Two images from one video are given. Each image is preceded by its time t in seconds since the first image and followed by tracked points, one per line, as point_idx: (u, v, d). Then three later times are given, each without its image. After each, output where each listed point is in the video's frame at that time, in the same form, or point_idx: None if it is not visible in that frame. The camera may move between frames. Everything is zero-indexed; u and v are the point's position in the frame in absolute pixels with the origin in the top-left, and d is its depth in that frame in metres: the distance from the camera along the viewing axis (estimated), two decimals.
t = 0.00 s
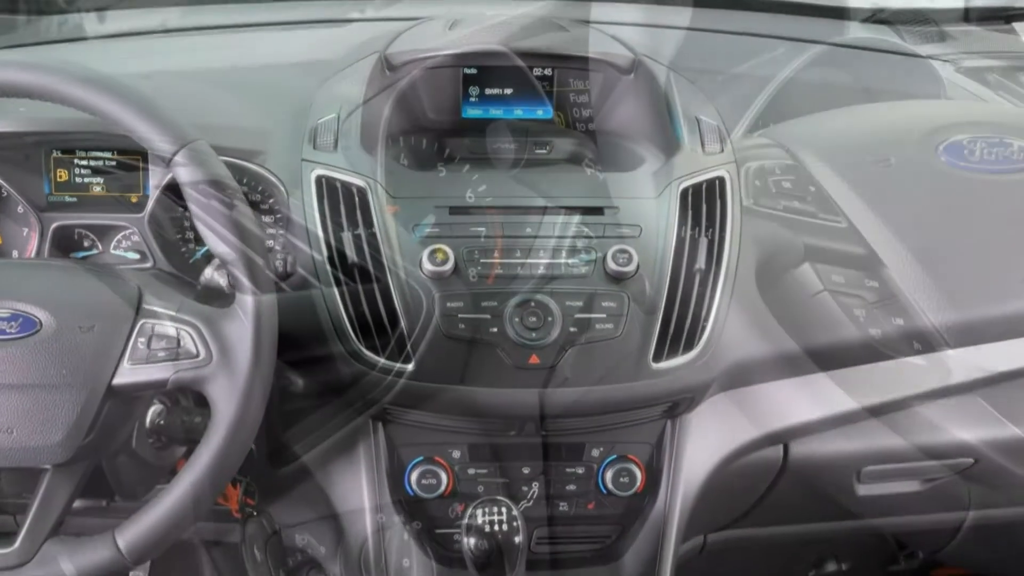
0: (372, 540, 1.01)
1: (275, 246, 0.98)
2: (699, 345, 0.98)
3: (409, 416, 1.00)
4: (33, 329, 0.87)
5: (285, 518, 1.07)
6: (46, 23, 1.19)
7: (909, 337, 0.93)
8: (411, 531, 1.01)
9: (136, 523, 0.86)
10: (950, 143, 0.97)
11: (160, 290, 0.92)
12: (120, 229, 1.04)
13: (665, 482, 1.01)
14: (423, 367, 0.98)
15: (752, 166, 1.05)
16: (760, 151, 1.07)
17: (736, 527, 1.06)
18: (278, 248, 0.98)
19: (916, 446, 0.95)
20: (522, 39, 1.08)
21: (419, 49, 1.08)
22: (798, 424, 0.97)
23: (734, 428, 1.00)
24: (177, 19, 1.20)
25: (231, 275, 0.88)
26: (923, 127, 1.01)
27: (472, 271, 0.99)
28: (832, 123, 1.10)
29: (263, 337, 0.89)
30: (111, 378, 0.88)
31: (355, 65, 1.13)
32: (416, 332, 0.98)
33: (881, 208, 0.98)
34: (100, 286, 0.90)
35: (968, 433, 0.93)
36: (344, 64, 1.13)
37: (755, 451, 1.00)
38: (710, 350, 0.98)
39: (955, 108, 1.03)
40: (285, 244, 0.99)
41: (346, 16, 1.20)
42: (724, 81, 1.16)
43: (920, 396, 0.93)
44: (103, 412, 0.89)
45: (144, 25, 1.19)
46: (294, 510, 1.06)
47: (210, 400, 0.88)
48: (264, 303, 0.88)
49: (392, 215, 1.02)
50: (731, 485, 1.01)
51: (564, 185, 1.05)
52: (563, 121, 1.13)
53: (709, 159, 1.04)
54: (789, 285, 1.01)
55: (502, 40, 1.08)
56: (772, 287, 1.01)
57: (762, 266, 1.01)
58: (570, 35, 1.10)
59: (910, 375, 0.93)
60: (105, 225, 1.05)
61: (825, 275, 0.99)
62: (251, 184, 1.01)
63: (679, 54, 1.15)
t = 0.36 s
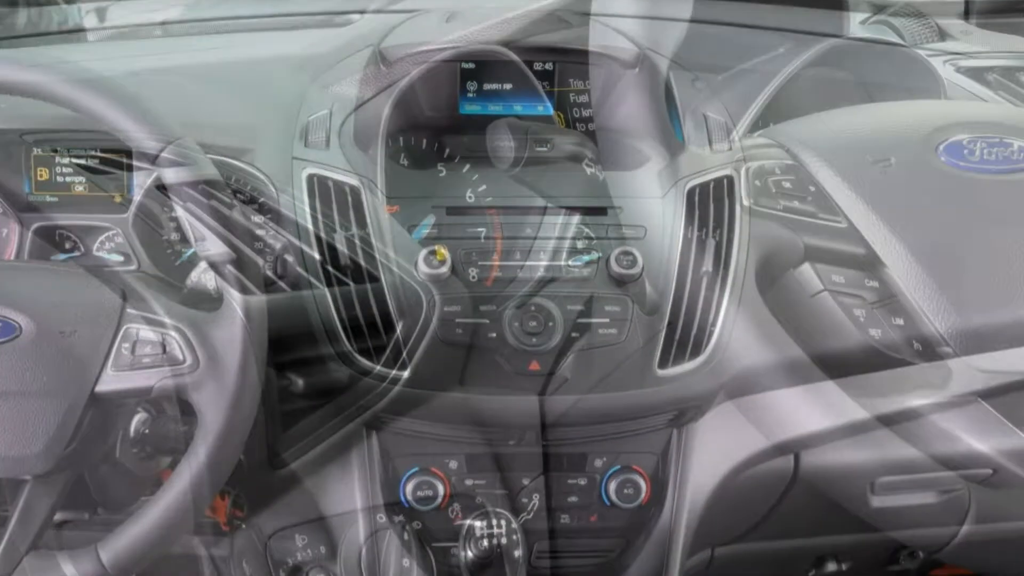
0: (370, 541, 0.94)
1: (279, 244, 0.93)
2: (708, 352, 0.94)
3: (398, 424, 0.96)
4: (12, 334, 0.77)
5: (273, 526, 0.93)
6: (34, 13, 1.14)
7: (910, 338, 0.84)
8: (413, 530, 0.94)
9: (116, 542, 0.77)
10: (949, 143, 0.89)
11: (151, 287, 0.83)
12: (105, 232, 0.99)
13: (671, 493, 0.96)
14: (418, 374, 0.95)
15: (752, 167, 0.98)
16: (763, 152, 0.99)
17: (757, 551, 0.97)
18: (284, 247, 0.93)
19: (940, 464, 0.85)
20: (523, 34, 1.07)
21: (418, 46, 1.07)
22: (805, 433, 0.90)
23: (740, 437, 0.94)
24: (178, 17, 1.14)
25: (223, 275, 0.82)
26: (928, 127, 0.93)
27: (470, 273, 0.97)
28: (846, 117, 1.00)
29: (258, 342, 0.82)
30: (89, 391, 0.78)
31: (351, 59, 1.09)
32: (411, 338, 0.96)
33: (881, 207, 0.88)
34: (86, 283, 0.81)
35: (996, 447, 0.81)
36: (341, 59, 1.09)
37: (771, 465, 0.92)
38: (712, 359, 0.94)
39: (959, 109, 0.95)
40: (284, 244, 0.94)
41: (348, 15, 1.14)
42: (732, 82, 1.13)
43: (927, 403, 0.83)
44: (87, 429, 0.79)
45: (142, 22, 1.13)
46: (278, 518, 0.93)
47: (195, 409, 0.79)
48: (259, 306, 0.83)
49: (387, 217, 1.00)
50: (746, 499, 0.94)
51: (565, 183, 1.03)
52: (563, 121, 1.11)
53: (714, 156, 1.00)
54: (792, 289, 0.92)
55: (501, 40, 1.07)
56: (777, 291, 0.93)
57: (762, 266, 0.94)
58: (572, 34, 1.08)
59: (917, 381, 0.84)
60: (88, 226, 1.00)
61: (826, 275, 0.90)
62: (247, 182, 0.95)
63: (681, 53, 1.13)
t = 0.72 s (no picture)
0: (366, 543, 0.94)
1: (272, 246, 0.97)
2: (706, 355, 0.95)
3: (401, 425, 0.97)
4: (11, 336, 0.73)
5: (271, 526, 0.92)
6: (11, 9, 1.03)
7: (913, 340, 0.82)
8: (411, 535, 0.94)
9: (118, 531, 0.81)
10: (951, 143, 0.86)
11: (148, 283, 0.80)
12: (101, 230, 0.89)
13: (671, 495, 0.98)
14: (417, 374, 0.97)
15: (752, 167, 0.95)
16: (762, 152, 0.95)
17: (757, 552, 0.97)
18: (278, 248, 0.97)
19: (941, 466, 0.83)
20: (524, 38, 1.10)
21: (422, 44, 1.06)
22: (806, 435, 0.90)
23: (739, 438, 0.95)
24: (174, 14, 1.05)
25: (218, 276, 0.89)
26: (927, 127, 0.90)
27: (468, 274, 1.02)
28: (843, 117, 0.95)
29: (250, 341, 0.85)
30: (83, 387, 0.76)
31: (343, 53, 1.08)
32: (409, 338, 0.98)
33: (881, 208, 0.86)
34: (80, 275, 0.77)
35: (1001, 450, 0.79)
36: (336, 54, 1.08)
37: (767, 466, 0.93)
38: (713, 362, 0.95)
39: (958, 109, 0.94)
40: (279, 245, 0.98)
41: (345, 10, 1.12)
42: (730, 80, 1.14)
43: (923, 404, 0.82)
44: (79, 429, 0.76)
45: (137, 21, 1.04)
46: (280, 519, 0.93)
47: (193, 408, 0.81)
48: (249, 305, 0.88)
49: (384, 217, 1.02)
50: (746, 504, 0.94)
51: (567, 181, 1.04)
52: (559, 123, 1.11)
53: (714, 156, 0.98)
54: (792, 289, 0.90)
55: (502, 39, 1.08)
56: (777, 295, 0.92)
57: (763, 268, 0.92)
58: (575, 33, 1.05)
59: (918, 383, 0.83)
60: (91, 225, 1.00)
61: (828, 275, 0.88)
62: (238, 185, 0.99)
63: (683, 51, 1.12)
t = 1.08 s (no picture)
0: (361, 548, 0.96)
1: (265, 247, 0.99)
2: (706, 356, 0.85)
3: (401, 427, 1.03)
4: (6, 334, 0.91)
5: (268, 530, 0.94)
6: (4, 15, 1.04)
7: (915, 342, 0.83)
8: (406, 540, 0.97)
9: (122, 524, 0.92)
10: (955, 142, 0.88)
11: (145, 289, 0.87)
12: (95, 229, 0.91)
13: (669, 498, 0.99)
14: (415, 374, 1.05)
15: (752, 166, 0.88)
16: (761, 151, 0.90)
17: (761, 565, 0.95)
18: (272, 249, 0.99)
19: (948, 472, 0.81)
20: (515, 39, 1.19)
21: (420, 42, 1.16)
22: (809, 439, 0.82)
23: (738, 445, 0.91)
24: (162, 14, 1.07)
25: (212, 278, 0.94)
26: (930, 127, 0.89)
27: (465, 275, 1.11)
28: (841, 116, 0.93)
29: (246, 345, 0.92)
30: (90, 389, 0.88)
31: (339, 57, 1.18)
32: (407, 335, 1.04)
33: (882, 210, 0.86)
34: (82, 288, 0.88)
35: (996, 450, 0.80)
36: (329, 53, 1.18)
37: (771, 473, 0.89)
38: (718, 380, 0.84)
39: (959, 108, 0.93)
40: (273, 246, 1.00)
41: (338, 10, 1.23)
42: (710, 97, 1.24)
43: (923, 406, 0.82)
44: (91, 424, 0.89)
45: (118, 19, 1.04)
46: (277, 523, 0.94)
47: (190, 409, 0.87)
48: (246, 310, 0.93)
49: (382, 222, 1.09)
50: (747, 509, 0.93)
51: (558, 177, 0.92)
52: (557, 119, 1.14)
53: (713, 155, 0.89)
54: (792, 291, 0.86)
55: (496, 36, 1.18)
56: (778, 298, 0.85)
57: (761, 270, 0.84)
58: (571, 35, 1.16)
59: (919, 386, 0.82)
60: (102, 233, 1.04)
61: (828, 276, 0.85)
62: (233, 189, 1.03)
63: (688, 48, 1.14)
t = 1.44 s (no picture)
0: (357, 551, 0.95)
1: (258, 247, 0.96)
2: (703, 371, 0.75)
3: (396, 429, 1.02)
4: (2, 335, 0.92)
5: (260, 534, 0.92)
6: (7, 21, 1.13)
7: (917, 345, 0.81)
8: (401, 546, 0.97)
9: (104, 533, 0.89)
10: (958, 142, 0.88)
11: (138, 292, 0.85)
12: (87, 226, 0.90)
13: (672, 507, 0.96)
14: (410, 375, 1.02)
15: (752, 166, 0.84)
16: (761, 151, 0.87)
17: (760, 568, 0.95)
18: (264, 249, 0.97)
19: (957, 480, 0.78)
20: (510, 38, 1.27)
21: (416, 39, 1.16)
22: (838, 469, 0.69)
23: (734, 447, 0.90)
24: (153, 14, 1.24)
25: (206, 280, 0.92)
26: (928, 127, 0.89)
27: (461, 279, 1.22)
28: (842, 116, 0.92)
29: (235, 349, 0.88)
30: (80, 393, 0.87)
31: (332, 54, 1.18)
32: (401, 339, 1.01)
33: (884, 210, 0.85)
34: (73, 290, 0.87)
35: (1001, 455, 0.79)
36: (324, 50, 1.18)
37: (771, 474, 0.90)
38: (730, 408, 0.72)
39: (956, 106, 0.92)
40: (263, 246, 0.97)
41: (329, 8, 1.34)
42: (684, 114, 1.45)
43: (918, 406, 0.82)
44: (79, 429, 0.88)
45: (117, 19, 1.21)
46: (270, 527, 0.93)
47: (180, 413, 0.84)
48: (239, 314, 0.89)
49: (377, 223, 1.08)
50: (747, 513, 0.92)
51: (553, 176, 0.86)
52: (555, 119, 1.37)
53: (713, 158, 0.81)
54: (792, 294, 0.82)
55: (491, 33, 1.21)
56: (779, 300, 0.83)
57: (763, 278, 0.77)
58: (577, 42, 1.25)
59: (923, 389, 0.81)
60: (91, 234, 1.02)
61: (829, 278, 0.82)
62: (225, 189, 1.01)
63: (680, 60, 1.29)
